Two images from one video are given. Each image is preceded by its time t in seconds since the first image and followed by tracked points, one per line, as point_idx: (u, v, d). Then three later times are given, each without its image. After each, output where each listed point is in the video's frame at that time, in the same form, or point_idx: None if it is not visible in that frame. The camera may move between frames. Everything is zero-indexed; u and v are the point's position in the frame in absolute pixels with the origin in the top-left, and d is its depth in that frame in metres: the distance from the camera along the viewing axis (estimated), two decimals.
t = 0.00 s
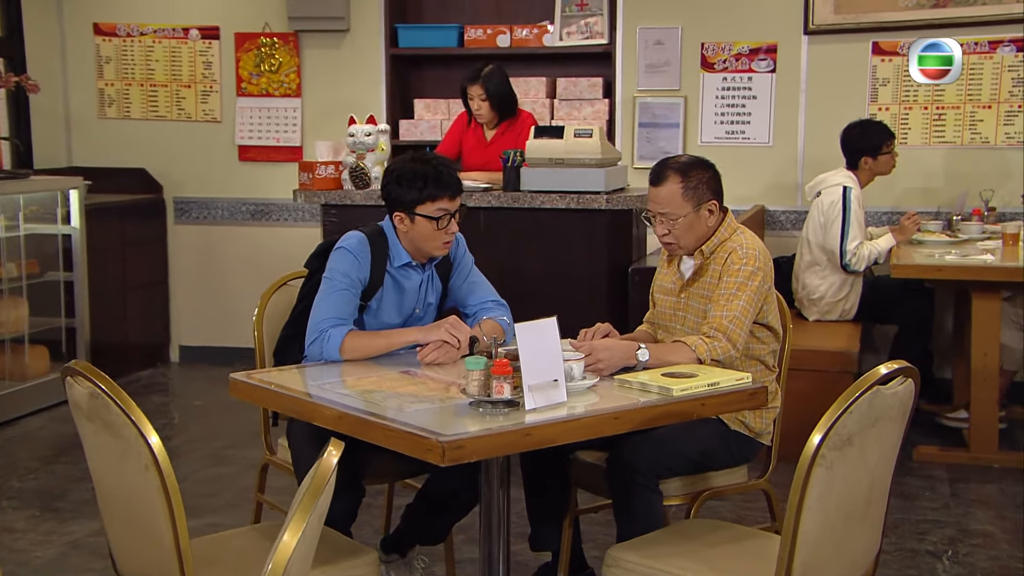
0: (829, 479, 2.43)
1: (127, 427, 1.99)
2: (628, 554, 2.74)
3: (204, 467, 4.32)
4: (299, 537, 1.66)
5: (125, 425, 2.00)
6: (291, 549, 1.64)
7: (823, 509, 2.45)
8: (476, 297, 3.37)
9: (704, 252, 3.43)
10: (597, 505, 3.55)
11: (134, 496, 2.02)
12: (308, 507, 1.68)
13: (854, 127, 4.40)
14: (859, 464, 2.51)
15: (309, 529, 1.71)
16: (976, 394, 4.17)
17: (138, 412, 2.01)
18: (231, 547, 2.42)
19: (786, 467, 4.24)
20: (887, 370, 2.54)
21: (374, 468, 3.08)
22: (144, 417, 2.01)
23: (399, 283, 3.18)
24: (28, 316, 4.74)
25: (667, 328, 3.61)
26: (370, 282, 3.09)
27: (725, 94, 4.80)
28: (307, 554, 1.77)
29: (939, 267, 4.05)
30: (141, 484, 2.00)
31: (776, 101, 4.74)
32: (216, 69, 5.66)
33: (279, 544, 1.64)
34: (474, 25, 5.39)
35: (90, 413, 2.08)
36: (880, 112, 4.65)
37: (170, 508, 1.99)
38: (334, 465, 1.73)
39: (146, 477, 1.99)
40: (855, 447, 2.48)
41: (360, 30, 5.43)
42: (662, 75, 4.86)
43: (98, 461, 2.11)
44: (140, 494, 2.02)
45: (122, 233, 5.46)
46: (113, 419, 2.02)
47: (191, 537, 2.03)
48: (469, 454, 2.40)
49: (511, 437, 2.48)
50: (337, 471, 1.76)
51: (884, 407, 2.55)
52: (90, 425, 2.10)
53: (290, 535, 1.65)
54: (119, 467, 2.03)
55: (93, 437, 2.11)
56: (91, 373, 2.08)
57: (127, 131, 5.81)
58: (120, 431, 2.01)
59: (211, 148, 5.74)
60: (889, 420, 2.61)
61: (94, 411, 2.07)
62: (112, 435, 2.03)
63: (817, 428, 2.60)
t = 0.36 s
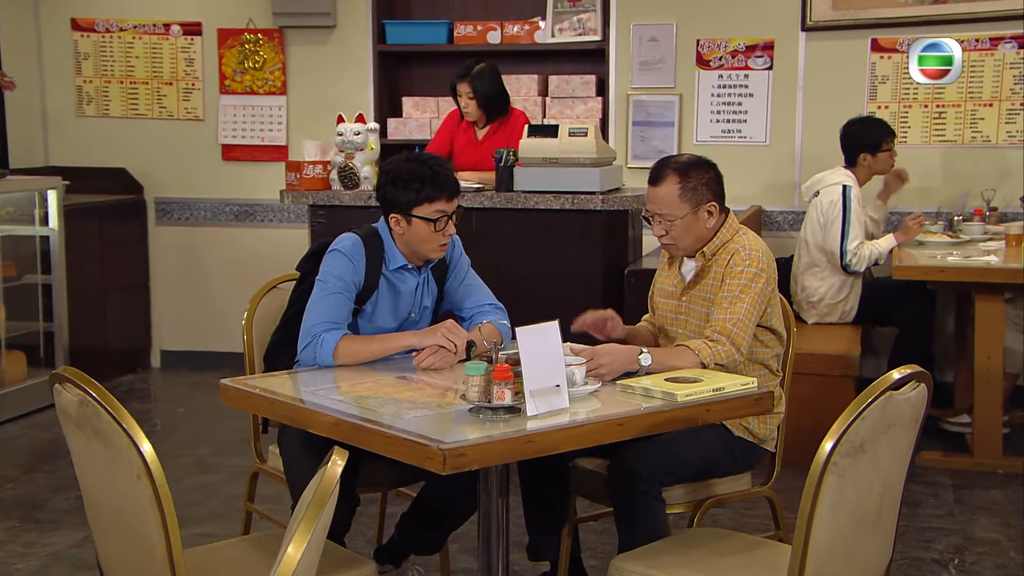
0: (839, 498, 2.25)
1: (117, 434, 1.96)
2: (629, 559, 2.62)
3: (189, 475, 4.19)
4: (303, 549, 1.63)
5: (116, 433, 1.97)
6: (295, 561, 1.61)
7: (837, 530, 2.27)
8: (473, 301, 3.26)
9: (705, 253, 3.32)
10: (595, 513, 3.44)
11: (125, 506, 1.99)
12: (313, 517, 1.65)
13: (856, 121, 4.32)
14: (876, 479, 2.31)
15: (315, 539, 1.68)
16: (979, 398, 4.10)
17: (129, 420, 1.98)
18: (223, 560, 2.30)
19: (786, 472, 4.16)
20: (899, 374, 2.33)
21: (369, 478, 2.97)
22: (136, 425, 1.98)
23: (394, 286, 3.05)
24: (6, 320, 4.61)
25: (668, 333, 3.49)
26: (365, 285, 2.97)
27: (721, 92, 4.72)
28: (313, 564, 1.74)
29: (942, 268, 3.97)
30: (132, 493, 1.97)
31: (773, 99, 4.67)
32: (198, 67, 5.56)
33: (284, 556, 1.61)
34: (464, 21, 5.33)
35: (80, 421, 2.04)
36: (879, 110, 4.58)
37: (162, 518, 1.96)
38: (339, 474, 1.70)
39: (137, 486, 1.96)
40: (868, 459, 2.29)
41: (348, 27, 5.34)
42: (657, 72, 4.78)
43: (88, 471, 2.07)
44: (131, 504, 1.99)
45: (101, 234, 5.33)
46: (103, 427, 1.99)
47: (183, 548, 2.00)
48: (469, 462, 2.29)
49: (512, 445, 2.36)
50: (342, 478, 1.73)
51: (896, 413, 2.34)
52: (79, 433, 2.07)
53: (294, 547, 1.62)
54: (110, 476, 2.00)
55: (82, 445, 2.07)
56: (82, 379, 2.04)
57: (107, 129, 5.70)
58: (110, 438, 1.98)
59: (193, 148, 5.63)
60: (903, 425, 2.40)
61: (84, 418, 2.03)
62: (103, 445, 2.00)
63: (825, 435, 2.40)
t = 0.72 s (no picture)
0: (850, 522, 2.11)
1: (103, 444, 1.89)
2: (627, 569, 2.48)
3: (172, 483, 4.06)
4: (303, 563, 1.58)
5: (104, 442, 1.90)
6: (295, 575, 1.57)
7: (849, 552, 2.13)
8: (467, 304, 3.14)
9: (704, 255, 3.12)
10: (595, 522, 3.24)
11: (112, 516, 1.93)
12: (313, 529, 1.60)
13: (863, 118, 4.23)
14: (887, 494, 2.16)
15: (315, 552, 1.63)
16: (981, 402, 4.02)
17: (116, 428, 1.91)
18: None
19: (785, 477, 4.06)
20: (909, 380, 2.17)
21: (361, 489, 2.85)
22: (124, 433, 1.91)
23: (387, 289, 2.94)
24: None
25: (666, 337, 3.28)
26: (357, 288, 2.86)
27: (715, 88, 4.74)
28: None
29: (943, 269, 3.89)
30: (119, 504, 1.91)
31: (768, 97, 4.70)
32: (178, 64, 5.43)
33: (284, 570, 1.57)
34: (451, 16, 5.24)
35: (64, 429, 1.97)
36: (877, 107, 4.61)
37: (152, 530, 1.90)
38: (340, 484, 1.65)
39: (125, 496, 1.90)
40: (878, 475, 2.14)
41: (332, 23, 5.23)
42: (649, 68, 4.80)
43: (72, 477, 2.00)
44: (119, 514, 1.93)
45: (78, 236, 5.19)
46: (90, 434, 1.91)
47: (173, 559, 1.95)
48: (468, 469, 2.15)
49: (511, 453, 2.21)
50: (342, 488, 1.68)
51: (907, 421, 2.18)
52: (63, 441, 1.99)
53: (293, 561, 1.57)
54: (96, 485, 1.93)
55: (66, 452, 2.00)
56: (66, 386, 1.96)
57: (84, 127, 5.56)
58: (96, 448, 1.91)
59: (173, 146, 5.49)
60: (913, 432, 2.24)
61: (68, 426, 1.96)
62: (89, 452, 1.92)
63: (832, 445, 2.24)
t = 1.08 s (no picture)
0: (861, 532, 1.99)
1: (94, 452, 1.83)
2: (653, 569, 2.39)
3: (156, 492, 3.94)
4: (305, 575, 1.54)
5: (93, 450, 1.83)
6: None
7: (861, 566, 2.02)
8: (461, 307, 3.03)
9: (704, 258, 2.92)
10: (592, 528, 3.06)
11: (101, 526, 1.87)
12: (315, 541, 1.57)
13: (864, 117, 4.17)
14: (900, 505, 2.05)
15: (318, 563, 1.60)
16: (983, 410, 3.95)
17: (107, 435, 1.84)
18: None
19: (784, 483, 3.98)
20: (921, 384, 2.06)
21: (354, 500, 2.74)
22: (114, 440, 1.85)
23: (380, 292, 2.82)
24: None
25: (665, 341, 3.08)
26: (349, 291, 2.75)
27: (710, 87, 4.69)
28: None
29: (944, 272, 3.81)
30: (108, 514, 1.84)
31: (765, 95, 4.65)
32: (160, 61, 5.30)
33: None
34: (441, 12, 5.14)
35: (53, 437, 1.90)
36: (876, 106, 4.56)
37: (143, 541, 1.84)
38: (341, 495, 1.60)
39: (115, 506, 1.84)
40: (890, 482, 2.02)
41: (319, 19, 5.11)
42: (642, 66, 4.75)
43: (60, 486, 1.93)
44: (107, 525, 1.86)
45: (57, 237, 5.06)
46: (79, 442, 1.85)
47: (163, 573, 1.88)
48: (467, 476, 2.02)
49: (511, 463, 2.09)
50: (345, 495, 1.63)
51: (919, 427, 2.07)
52: (51, 449, 1.92)
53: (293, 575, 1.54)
54: (84, 493, 1.87)
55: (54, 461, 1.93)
56: (54, 393, 1.90)
57: (63, 126, 5.42)
58: (87, 456, 1.84)
59: (155, 145, 5.36)
60: (924, 441, 2.12)
61: (56, 434, 1.90)
62: (78, 460, 1.86)
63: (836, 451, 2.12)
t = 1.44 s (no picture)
0: (876, 550, 1.88)
1: (89, 460, 1.77)
2: (668, 572, 2.30)
3: (143, 500, 3.82)
4: None
5: (88, 458, 1.78)
6: None
7: None
8: (460, 310, 2.92)
9: (706, 258, 2.73)
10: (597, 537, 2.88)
11: (96, 536, 1.82)
12: (321, 552, 1.52)
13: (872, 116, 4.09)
14: (912, 515, 1.94)
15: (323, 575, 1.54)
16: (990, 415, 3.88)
17: (103, 443, 1.78)
18: None
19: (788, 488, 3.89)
20: (936, 391, 1.92)
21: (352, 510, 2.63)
22: (110, 448, 1.79)
23: (378, 295, 2.71)
24: None
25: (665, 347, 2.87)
26: (347, 294, 2.64)
27: (711, 85, 4.65)
28: None
29: (952, 273, 3.73)
30: (103, 524, 1.79)
31: (766, 93, 4.62)
32: (147, 57, 5.18)
33: None
34: (436, 8, 5.03)
35: (45, 444, 1.84)
36: (881, 104, 4.54)
37: (139, 552, 1.79)
38: (348, 506, 1.56)
39: (110, 515, 1.78)
40: (904, 494, 1.90)
41: (311, 15, 5.01)
42: (640, 64, 4.70)
43: (51, 493, 1.88)
44: (103, 534, 1.81)
45: (41, 237, 4.94)
46: (73, 450, 1.79)
47: None
48: (474, 484, 1.90)
49: (514, 469, 1.95)
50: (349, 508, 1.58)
51: (934, 436, 1.93)
52: (44, 457, 1.86)
53: None
54: (79, 502, 1.81)
55: (46, 469, 1.87)
56: (47, 400, 1.82)
57: (46, 123, 5.30)
58: (81, 464, 1.78)
59: (141, 144, 5.24)
60: (940, 448, 1.99)
61: (49, 441, 1.83)
62: (72, 469, 1.80)
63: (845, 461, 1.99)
